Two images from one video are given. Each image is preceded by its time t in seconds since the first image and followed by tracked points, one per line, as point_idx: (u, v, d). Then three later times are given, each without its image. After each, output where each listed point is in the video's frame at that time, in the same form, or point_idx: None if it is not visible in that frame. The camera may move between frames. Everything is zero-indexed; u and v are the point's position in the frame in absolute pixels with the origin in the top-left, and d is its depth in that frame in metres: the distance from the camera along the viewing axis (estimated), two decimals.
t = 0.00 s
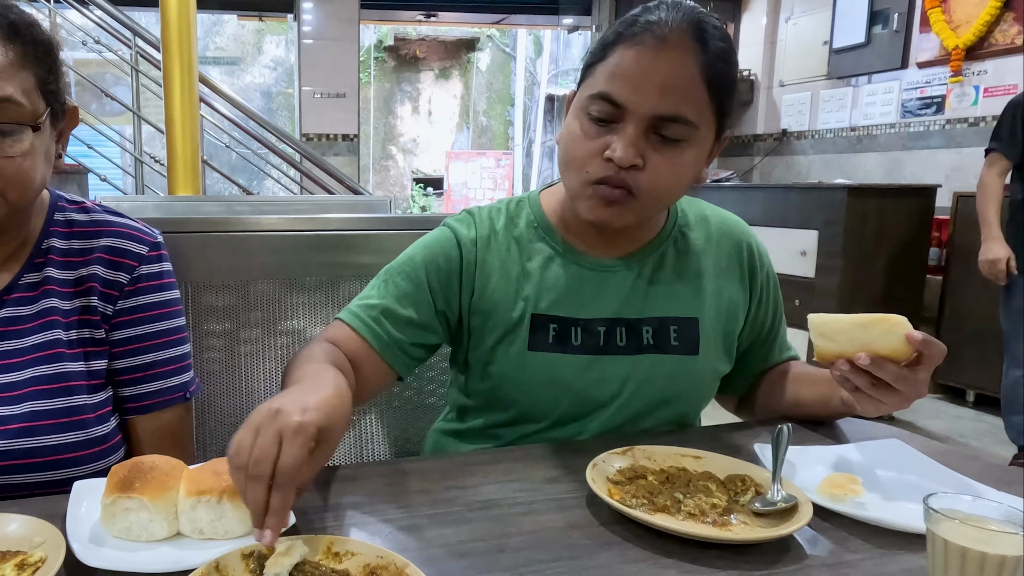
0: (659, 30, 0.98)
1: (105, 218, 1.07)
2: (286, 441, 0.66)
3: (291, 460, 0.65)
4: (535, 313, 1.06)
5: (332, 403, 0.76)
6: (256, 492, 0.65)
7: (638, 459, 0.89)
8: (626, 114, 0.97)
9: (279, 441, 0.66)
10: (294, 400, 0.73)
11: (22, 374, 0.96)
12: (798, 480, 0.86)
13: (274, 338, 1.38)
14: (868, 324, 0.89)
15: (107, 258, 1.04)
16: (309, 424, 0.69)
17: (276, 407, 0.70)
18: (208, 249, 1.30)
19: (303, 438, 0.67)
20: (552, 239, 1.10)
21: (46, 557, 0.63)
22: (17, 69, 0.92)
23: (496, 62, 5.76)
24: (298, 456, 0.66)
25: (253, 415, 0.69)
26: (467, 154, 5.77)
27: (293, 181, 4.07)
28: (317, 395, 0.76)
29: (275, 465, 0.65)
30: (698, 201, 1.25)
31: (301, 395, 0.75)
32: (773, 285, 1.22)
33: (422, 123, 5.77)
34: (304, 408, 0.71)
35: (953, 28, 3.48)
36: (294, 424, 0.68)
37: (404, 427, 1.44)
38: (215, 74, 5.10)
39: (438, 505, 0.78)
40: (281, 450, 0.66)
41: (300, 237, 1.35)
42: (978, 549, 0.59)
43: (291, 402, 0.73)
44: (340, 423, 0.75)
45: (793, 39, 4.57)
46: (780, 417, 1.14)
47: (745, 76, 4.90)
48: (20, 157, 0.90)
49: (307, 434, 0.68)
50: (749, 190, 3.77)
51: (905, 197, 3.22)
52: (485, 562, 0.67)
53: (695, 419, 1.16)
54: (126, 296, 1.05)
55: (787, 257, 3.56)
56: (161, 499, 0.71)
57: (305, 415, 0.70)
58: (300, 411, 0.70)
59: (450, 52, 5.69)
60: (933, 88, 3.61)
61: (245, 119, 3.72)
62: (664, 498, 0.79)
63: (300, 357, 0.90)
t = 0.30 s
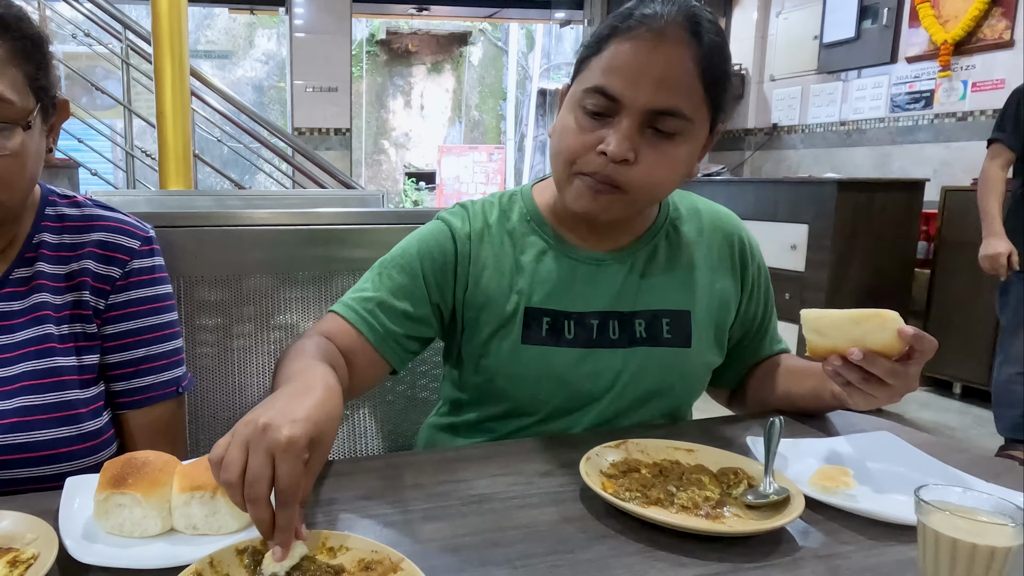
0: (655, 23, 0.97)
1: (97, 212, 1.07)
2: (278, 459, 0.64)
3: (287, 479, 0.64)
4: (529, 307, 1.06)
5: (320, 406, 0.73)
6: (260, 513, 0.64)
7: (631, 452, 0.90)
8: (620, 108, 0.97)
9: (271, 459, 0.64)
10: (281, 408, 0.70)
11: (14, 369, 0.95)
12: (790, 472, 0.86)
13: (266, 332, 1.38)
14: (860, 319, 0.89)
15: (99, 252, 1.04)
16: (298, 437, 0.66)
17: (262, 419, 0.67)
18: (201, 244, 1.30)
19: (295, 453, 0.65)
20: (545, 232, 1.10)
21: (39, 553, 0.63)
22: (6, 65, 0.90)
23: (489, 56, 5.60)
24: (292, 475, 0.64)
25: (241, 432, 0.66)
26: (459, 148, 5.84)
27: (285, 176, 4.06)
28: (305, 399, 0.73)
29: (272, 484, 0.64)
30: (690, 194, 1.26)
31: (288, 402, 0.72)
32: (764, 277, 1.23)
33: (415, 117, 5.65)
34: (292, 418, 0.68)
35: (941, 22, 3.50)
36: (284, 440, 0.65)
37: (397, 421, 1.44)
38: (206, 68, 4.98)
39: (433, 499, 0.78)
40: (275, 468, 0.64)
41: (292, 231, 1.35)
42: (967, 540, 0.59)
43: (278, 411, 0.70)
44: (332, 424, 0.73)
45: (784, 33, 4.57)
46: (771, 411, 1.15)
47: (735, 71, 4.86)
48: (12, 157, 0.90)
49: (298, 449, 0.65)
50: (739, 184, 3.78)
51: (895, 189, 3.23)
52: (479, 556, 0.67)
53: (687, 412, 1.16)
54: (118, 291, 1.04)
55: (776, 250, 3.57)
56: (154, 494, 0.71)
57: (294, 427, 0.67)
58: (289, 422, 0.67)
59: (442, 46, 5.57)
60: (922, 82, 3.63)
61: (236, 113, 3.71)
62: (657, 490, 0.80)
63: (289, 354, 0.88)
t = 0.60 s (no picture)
0: (648, 18, 0.97)
1: (89, 206, 1.06)
2: (270, 455, 0.62)
3: (278, 476, 0.62)
4: (521, 302, 1.06)
5: (317, 401, 0.70)
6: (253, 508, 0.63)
7: (623, 445, 0.90)
8: (614, 102, 0.97)
9: (263, 455, 0.62)
10: (278, 402, 0.68)
11: (6, 363, 0.95)
12: (780, 464, 0.87)
13: (259, 327, 1.37)
14: (848, 315, 0.90)
15: (92, 246, 1.03)
16: (292, 433, 0.64)
17: (255, 412, 0.65)
18: (192, 238, 1.29)
19: (287, 449, 0.63)
20: (538, 227, 1.10)
21: (30, 549, 0.62)
22: None
23: (480, 49, 5.66)
24: (284, 472, 0.62)
25: (232, 423, 0.65)
26: (451, 142, 5.69)
27: (277, 170, 4.06)
28: (303, 394, 0.71)
29: (262, 480, 0.62)
30: (682, 188, 1.26)
31: (284, 397, 0.70)
32: (756, 270, 1.23)
33: (407, 111, 5.61)
34: (286, 412, 0.66)
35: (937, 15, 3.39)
36: (276, 436, 0.63)
37: (390, 415, 1.44)
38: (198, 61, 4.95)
39: (427, 492, 0.79)
40: (266, 464, 0.62)
41: (284, 225, 1.35)
42: (955, 531, 0.60)
43: (272, 404, 0.68)
44: (330, 422, 0.71)
45: (775, 27, 4.54)
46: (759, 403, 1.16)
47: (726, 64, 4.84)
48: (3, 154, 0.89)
49: (291, 445, 0.63)
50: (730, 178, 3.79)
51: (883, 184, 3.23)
52: (472, 550, 0.68)
53: (679, 406, 1.17)
54: (110, 286, 1.04)
55: (765, 244, 3.58)
56: (146, 489, 0.71)
57: (287, 422, 0.65)
58: (283, 417, 0.65)
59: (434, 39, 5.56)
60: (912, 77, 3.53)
61: (228, 106, 3.69)
62: (649, 483, 0.80)
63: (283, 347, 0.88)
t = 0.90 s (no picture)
0: (643, 14, 0.97)
1: (85, 201, 1.05)
2: (274, 462, 0.61)
3: (282, 484, 0.61)
4: (515, 297, 1.06)
5: (322, 405, 0.69)
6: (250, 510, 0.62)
7: (615, 437, 0.91)
8: (608, 101, 0.97)
9: (266, 461, 0.61)
10: (284, 405, 0.67)
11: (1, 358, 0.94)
12: (771, 456, 0.88)
13: (251, 320, 1.37)
14: (838, 308, 0.91)
15: (89, 241, 1.03)
16: (298, 441, 0.62)
17: (261, 416, 0.64)
18: (184, 231, 1.29)
19: (292, 458, 0.62)
20: (532, 222, 1.10)
21: (22, 545, 0.62)
22: None
23: (473, 43, 5.34)
24: (289, 480, 0.61)
25: (237, 425, 0.64)
26: (443, 135, 5.40)
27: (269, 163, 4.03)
28: (308, 397, 0.69)
29: (265, 486, 0.61)
30: (675, 182, 1.26)
31: (288, 399, 0.68)
32: (748, 265, 1.24)
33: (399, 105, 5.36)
34: (293, 418, 0.65)
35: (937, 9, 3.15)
36: (282, 444, 0.62)
37: (383, 409, 1.44)
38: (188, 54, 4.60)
39: (421, 486, 0.79)
40: (270, 471, 0.61)
41: (276, 219, 1.34)
42: (943, 518, 0.61)
43: (278, 407, 0.66)
44: (333, 424, 0.69)
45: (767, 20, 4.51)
46: (750, 396, 1.17)
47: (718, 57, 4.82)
48: None
49: (298, 453, 0.62)
50: (722, 170, 3.79)
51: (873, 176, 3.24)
52: (466, 544, 0.68)
53: (671, 399, 1.17)
54: (106, 282, 1.04)
55: (756, 237, 3.59)
56: (138, 485, 0.71)
57: (294, 429, 0.63)
58: (289, 423, 0.64)
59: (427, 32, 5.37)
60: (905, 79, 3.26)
61: (219, 99, 3.67)
62: (641, 476, 0.81)
63: (276, 341, 0.88)
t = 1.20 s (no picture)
0: (636, 11, 0.97)
1: (84, 196, 1.05)
2: (261, 464, 0.62)
3: (267, 488, 0.61)
4: (509, 292, 1.07)
5: (315, 406, 0.69)
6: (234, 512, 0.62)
7: (609, 431, 0.91)
8: (601, 98, 0.97)
9: (253, 464, 0.62)
10: (274, 408, 0.67)
11: None
12: (762, 448, 0.88)
13: (244, 315, 1.37)
14: (829, 300, 0.92)
15: (87, 237, 1.02)
16: (287, 445, 0.63)
17: (251, 418, 0.65)
18: (178, 226, 1.28)
19: (280, 462, 0.62)
20: (525, 217, 1.10)
21: (16, 540, 0.62)
22: None
23: (466, 36, 4.65)
24: (272, 484, 0.61)
25: (227, 427, 0.64)
26: (437, 128, 4.61)
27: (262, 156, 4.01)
28: (299, 399, 0.70)
29: (251, 489, 0.62)
30: (668, 176, 1.27)
31: (279, 401, 0.68)
32: (739, 259, 1.24)
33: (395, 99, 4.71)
34: (283, 421, 0.65)
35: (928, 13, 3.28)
36: (271, 448, 0.62)
37: (376, 402, 1.44)
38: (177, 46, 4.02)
39: (414, 479, 0.79)
40: (256, 474, 0.62)
41: (270, 213, 1.34)
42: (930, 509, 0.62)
43: (269, 409, 0.67)
44: (325, 425, 0.69)
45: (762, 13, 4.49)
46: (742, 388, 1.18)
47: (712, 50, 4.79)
48: None
49: (286, 458, 0.63)
50: (715, 164, 3.78)
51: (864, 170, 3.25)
52: (459, 537, 0.68)
53: (663, 392, 1.18)
54: (104, 277, 1.04)
55: (748, 230, 3.59)
56: (132, 479, 0.71)
57: (283, 432, 0.64)
58: (278, 427, 0.64)
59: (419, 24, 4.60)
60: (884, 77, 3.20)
61: (212, 93, 3.63)
62: (634, 468, 0.81)
63: (269, 337, 0.88)
